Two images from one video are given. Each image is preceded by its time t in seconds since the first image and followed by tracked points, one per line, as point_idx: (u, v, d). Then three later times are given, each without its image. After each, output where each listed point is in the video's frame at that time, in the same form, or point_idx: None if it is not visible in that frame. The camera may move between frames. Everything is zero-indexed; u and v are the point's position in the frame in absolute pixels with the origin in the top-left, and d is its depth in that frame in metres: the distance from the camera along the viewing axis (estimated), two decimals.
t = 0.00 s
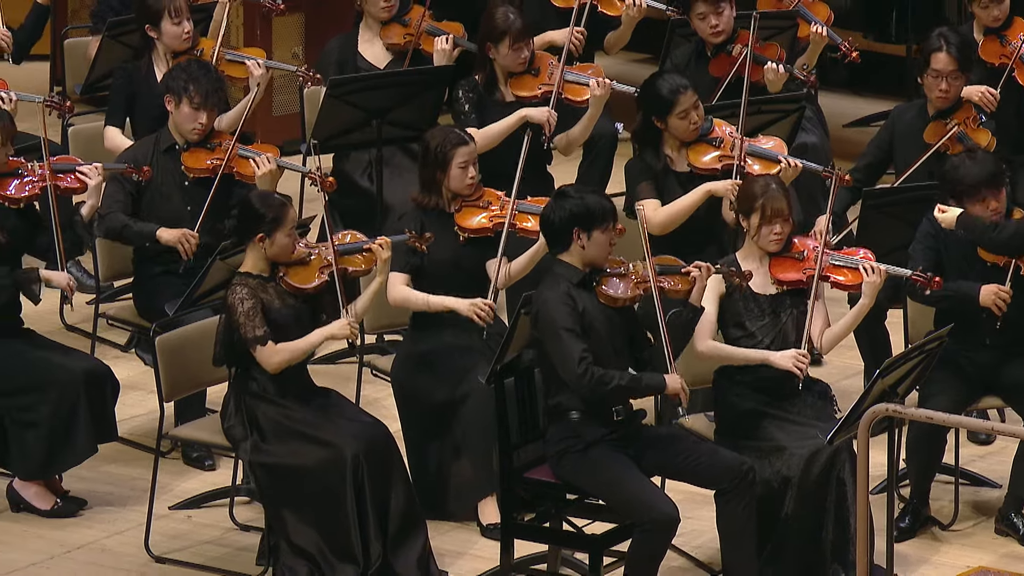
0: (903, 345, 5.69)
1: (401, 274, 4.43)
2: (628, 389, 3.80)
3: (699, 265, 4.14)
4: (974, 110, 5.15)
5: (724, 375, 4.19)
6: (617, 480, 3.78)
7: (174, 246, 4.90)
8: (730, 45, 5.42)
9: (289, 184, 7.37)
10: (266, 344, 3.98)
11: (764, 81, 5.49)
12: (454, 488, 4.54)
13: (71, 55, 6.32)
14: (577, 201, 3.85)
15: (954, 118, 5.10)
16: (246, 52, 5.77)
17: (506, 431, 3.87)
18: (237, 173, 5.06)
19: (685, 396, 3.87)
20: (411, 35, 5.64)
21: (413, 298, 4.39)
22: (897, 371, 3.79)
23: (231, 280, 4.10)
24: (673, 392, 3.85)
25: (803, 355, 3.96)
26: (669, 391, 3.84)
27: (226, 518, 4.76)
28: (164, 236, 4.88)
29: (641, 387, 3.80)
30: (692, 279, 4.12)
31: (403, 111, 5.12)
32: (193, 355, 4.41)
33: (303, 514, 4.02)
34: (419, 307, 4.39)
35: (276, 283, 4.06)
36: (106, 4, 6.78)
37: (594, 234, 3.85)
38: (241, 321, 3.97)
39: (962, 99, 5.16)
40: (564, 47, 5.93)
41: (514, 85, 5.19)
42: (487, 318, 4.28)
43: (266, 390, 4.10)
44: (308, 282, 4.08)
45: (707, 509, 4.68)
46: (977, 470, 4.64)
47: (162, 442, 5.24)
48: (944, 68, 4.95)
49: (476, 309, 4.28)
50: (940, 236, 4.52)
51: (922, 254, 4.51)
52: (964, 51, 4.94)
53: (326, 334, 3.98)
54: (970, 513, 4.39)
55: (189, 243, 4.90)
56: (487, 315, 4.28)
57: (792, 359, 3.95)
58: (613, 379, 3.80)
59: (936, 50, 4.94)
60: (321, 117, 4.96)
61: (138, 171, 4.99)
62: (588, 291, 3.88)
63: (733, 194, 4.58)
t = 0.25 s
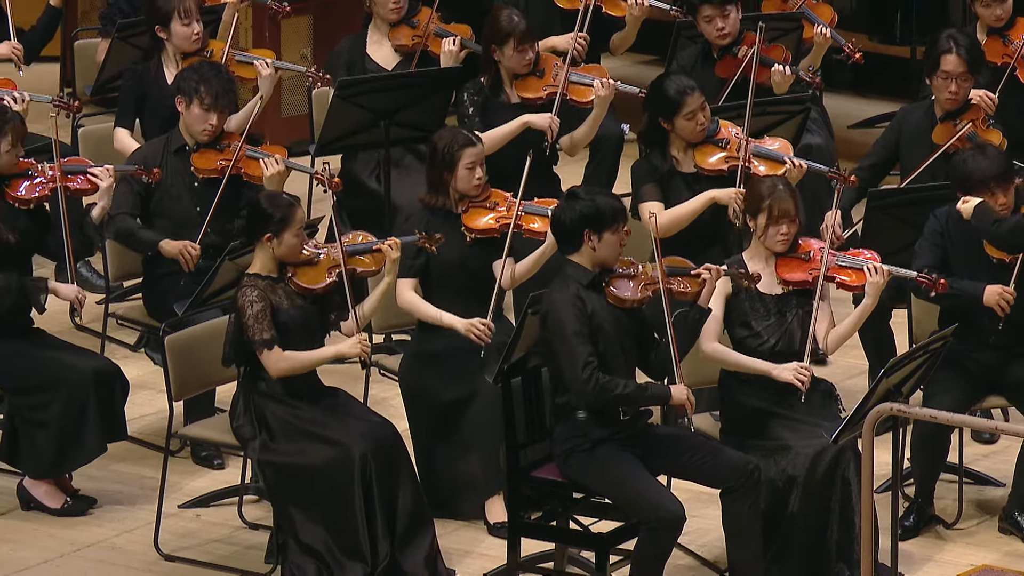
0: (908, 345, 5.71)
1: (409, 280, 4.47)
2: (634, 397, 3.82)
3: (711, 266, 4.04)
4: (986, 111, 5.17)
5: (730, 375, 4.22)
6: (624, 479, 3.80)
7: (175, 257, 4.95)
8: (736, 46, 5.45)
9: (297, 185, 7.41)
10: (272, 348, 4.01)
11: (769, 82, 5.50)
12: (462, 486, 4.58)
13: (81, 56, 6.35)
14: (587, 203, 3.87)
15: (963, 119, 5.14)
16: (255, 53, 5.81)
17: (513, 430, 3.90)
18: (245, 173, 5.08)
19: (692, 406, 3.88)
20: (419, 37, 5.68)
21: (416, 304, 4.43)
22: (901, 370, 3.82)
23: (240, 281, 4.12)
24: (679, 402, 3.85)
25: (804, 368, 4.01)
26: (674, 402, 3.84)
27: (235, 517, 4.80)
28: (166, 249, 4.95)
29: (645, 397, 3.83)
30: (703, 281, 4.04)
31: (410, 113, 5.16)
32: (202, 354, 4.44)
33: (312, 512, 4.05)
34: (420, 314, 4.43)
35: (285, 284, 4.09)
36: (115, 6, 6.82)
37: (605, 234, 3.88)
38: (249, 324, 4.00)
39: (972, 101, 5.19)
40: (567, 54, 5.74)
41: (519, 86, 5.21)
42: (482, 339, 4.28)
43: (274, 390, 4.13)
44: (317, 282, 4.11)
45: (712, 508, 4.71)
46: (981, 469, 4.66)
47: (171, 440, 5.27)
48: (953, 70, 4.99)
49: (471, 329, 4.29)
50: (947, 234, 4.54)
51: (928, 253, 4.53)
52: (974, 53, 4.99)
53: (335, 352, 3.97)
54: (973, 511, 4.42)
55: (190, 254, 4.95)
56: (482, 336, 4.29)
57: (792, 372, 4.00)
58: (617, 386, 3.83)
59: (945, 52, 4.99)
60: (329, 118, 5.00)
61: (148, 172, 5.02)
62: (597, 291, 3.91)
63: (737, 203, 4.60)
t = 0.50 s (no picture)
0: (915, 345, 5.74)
1: (419, 282, 4.53)
2: (644, 401, 3.86)
3: (723, 268, 4.06)
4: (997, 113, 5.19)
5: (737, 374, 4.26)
6: (632, 478, 3.84)
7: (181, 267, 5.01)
8: (744, 48, 5.49)
9: (307, 186, 7.45)
10: (283, 348, 4.05)
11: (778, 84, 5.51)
12: (471, 485, 4.62)
13: (94, 58, 6.40)
14: (600, 206, 3.91)
15: (973, 121, 5.17)
16: (267, 55, 5.85)
17: (523, 429, 3.94)
18: (257, 175, 5.12)
19: (699, 415, 3.91)
20: (430, 40, 5.70)
21: (423, 307, 4.48)
22: (908, 369, 3.85)
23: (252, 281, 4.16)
24: (686, 412, 3.89)
25: (805, 379, 4.07)
26: (681, 411, 3.88)
27: (247, 515, 4.84)
28: (172, 259, 5.00)
29: (653, 406, 3.86)
30: (714, 284, 4.03)
31: (421, 114, 5.20)
32: (214, 353, 4.49)
33: (323, 511, 4.10)
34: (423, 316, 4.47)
35: (296, 284, 4.13)
36: (127, 8, 6.87)
37: (619, 237, 3.92)
38: (261, 324, 4.04)
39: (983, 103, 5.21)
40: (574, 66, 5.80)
41: (528, 88, 5.25)
42: (477, 354, 4.37)
43: (285, 389, 4.18)
44: (328, 282, 4.14)
45: (720, 507, 4.74)
46: (987, 468, 4.69)
47: (184, 439, 5.32)
48: (964, 73, 5.02)
49: (467, 344, 4.38)
50: (954, 235, 4.56)
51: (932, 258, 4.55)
52: (985, 56, 5.01)
53: (349, 363, 4.05)
54: (979, 510, 4.45)
55: (196, 263, 5.01)
56: (477, 351, 4.38)
57: (793, 383, 4.06)
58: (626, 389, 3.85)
59: (957, 55, 5.01)
60: (340, 119, 5.05)
61: (160, 176, 5.07)
62: (610, 292, 3.94)
63: (740, 219, 4.67)
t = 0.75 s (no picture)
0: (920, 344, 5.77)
1: (426, 283, 4.55)
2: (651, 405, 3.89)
3: (735, 271, 4.04)
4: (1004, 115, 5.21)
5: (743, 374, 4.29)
6: (639, 478, 3.86)
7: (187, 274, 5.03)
8: (751, 50, 5.51)
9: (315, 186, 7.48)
10: (290, 347, 4.08)
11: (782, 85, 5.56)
12: (478, 484, 4.64)
13: (104, 60, 6.43)
14: (614, 209, 3.91)
15: (982, 122, 5.18)
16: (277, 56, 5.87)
17: (530, 429, 3.97)
18: (267, 176, 5.13)
19: (705, 422, 3.92)
20: (438, 41, 5.72)
21: (429, 309, 4.51)
22: (913, 368, 3.88)
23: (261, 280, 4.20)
24: (692, 418, 3.89)
25: (804, 386, 4.10)
26: (686, 417, 3.88)
27: (256, 513, 4.87)
28: (178, 266, 5.02)
29: (660, 413, 3.88)
30: (725, 287, 4.01)
31: (429, 115, 5.25)
32: (223, 352, 4.51)
33: (330, 509, 4.11)
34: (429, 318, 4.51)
35: (304, 284, 4.16)
36: (137, 10, 6.91)
37: (633, 241, 3.93)
38: (268, 323, 4.07)
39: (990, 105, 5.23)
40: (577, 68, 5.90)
41: (534, 89, 5.25)
42: (478, 360, 4.47)
43: (294, 388, 4.21)
44: (336, 282, 4.17)
45: (726, 505, 4.77)
46: (992, 467, 4.72)
47: (193, 438, 5.35)
48: (973, 76, 5.04)
49: (470, 349, 4.47)
50: (957, 240, 4.59)
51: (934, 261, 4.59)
52: (994, 59, 5.03)
53: (355, 368, 4.09)
54: (984, 508, 4.48)
55: (201, 271, 5.02)
56: (478, 357, 4.48)
57: (792, 390, 4.09)
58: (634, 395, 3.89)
59: (966, 57, 5.03)
60: (349, 120, 5.09)
61: (171, 179, 5.11)
62: (621, 295, 3.96)
63: (740, 231, 4.74)
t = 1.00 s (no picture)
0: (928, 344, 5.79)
1: (436, 283, 4.59)
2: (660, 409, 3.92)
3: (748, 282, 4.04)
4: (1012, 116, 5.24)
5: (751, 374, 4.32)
6: (647, 478, 3.89)
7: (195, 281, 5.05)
8: (758, 51, 5.54)
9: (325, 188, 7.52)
10: (296, 347, 4.12)
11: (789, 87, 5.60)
12: (488, 482, 4.67)
13: (116, 61, 6.48)
14: (635, 214, 3.90)
15: (991, 124, 5.20)
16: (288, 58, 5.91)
17: (540, 428, 4.00)
18: (279, 180, 5.18)
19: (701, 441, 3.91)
20: (449, 45, 5.77)
21: (437, 311, 4.55)
22: (920, 368, 3.91)
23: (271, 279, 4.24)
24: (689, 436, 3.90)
25: (803, 395, 4.15)
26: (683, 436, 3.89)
27: (267, 512, 4.91)
28: (186, 272, 5.04)
29: (657, 427, 3.92)
30: (737, 299, 4.01)
31: (439, 117, 5.27)
32: (234, 352, 4.55)
33: (340, 508, 4.15)
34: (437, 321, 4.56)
35: (313, 284, 4.19)
36: (148, 12, 6.96)
37: (651, 247, 3.92)
38: (277, 322, 4.11)
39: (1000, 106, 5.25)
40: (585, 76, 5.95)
41: (543, 90, 5.31)
42: (478, 366, 4.52)
43: (304, 387, 4.24)
44: (345, 283, 4.20)
45: (733, 504, 4.80)
46: (998, 466, 4.74)
47: (204, 437, 5.39)
48: (982, 78, 5.06)
49: (471, 355, 4.53)
50: (964, 242, 4.63)
51: (940, 263, 4.63)
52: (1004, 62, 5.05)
53: (360, 382, 4.16)
54: (990, 507, 4.51)
55: (208, 278, 5.04)
56: (478, 364, 4.53)
57: (791, 399, 4.14)
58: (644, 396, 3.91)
59: (977, 60, 5.05)
60: (359, 121, 5.12)
61: (183, 183, 5.14)
62: (635, 298, 3.97)
63: (743, 242, 4.74)
